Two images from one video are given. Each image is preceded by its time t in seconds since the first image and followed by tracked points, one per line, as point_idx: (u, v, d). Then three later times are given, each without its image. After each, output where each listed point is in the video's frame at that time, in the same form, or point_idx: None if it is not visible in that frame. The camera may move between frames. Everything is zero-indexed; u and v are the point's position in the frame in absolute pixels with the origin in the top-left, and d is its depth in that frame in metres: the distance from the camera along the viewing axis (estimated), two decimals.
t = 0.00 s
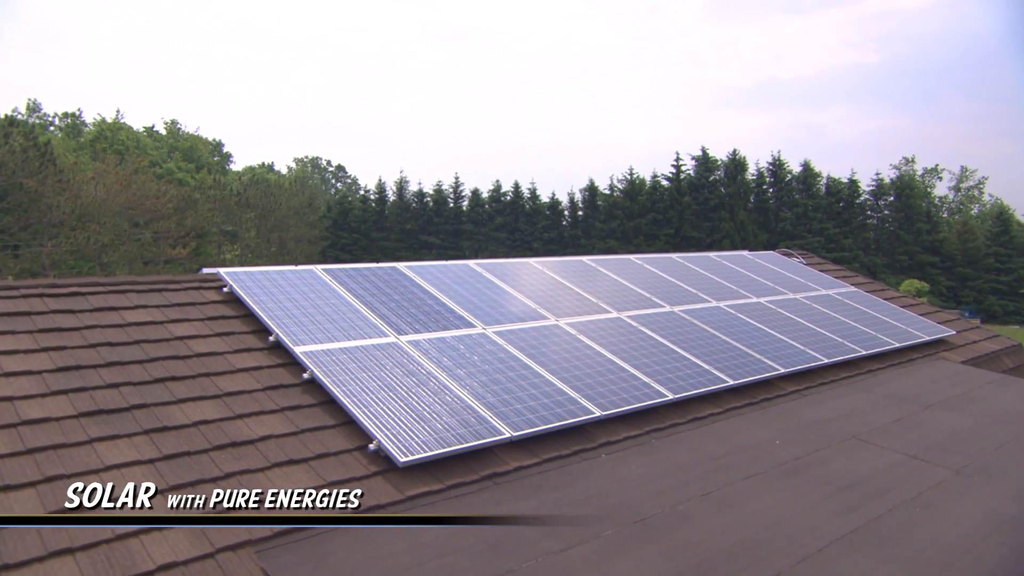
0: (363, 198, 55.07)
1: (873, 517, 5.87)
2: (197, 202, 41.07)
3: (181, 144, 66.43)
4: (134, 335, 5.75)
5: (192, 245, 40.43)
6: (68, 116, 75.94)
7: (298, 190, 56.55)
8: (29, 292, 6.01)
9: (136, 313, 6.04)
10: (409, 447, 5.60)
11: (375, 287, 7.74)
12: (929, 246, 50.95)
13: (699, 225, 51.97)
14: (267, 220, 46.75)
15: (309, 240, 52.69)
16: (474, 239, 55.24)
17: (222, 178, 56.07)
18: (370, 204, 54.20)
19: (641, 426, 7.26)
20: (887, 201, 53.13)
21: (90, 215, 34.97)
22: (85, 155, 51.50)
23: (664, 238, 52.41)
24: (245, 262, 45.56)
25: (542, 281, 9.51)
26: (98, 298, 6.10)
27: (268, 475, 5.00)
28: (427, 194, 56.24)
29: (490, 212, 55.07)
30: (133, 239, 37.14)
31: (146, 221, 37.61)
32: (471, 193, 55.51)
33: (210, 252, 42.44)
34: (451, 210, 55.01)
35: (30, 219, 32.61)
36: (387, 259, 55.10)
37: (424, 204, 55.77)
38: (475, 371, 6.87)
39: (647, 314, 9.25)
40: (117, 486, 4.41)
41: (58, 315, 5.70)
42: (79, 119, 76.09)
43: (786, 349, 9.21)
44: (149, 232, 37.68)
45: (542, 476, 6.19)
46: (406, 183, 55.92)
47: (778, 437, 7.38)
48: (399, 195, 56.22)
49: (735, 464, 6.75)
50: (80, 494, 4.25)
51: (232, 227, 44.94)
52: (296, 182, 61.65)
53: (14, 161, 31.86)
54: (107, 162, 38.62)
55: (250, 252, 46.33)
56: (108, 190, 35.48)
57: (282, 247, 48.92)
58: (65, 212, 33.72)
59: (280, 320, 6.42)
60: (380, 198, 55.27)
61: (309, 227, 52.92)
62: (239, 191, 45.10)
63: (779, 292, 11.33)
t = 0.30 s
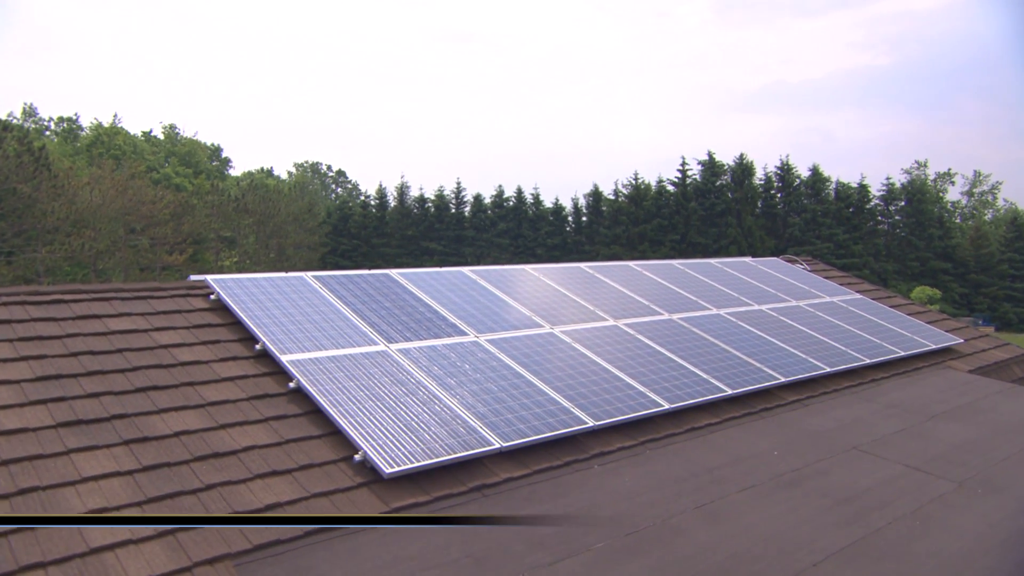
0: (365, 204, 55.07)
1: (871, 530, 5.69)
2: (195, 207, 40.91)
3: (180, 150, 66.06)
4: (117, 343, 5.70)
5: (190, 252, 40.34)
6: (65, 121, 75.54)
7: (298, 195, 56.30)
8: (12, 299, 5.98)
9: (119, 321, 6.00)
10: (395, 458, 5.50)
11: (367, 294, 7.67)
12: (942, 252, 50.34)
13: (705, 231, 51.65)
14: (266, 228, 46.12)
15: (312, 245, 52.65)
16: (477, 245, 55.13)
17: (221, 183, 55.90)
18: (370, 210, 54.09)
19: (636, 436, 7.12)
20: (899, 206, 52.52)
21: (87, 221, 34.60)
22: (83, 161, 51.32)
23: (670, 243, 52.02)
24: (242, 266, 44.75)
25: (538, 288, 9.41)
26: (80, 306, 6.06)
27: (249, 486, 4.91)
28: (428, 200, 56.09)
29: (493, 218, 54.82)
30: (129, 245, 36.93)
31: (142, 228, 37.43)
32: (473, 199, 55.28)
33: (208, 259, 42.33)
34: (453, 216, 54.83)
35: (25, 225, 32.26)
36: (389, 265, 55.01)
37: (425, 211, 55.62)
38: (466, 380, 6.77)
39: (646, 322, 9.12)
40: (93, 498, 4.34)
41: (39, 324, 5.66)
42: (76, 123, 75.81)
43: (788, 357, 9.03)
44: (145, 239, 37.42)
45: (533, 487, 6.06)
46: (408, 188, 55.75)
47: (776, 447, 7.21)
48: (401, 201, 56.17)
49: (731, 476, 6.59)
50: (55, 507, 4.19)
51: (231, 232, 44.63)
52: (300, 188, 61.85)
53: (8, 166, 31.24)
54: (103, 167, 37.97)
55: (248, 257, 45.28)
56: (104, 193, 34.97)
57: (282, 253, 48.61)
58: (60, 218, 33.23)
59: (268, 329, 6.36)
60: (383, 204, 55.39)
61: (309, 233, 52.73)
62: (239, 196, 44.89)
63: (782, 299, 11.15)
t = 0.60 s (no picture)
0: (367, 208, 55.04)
1: (869, 544, 5.52)
2: (192, 212, 40.33)
3: (177, 155, 65.69)
4: (98, 351, 5.66)
5: (185, 257, 39.79)
6: (61, 126, 75.25)
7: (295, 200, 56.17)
8: None
9: (102, 329, 5.97)
10: (379, 467, 5.40)
11: (357, 301, 7.60)
12: (954, 258, 49.67)
13: (712, 237, 51.22)
14: (264, 232, 46.04)
15: (314, 251, 52.45)
16: (479, 251, 54.87)
17: (219, 189, 55.82)
18: (370, 214, 54.17)
19: (629, 446, 6.99)
20: (910, 211, 51.87)
21: (81, 226, 34.33)
22: (80, 164, 51.04)
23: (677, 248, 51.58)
24: (238, 273, 44.66)
25: (533, 295, 9.30)
26: (61, 313, 6.03)
27: (229, 498, 4.84)
28: (429, 203, 55.29)
29: (495, 223, 54.61)
30: (124, 250, 36.55)
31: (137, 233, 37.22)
32: (475, 204, 55.06)
33: (204, 265, 42.28)
34: (454, 221, 54.64)
35: (16, 231, 30.95)
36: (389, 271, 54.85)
37: (426, 215, 54.84)
38: (455, 389, 6.67)
39: (642, 329, 8.98)
40: (67, 510, 4.28)
41: (19, 331, 5.63)
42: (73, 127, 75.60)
43: (788, 365, 8.86)
44: (141, 245, 37.02)
45: (522, 498, 5.94)
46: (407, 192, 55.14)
47: (773, 458, 7.05)
48: (401, 204, 55.38)
49: (727, 487, 6.43)
50: (29, 519, 4.13)
51: (228, 237, 43.97)
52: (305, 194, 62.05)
53: None
54: (99, 173, 38.09)
55: (246, 264, 45.30)
56: (98, 200, 34.92)
57: (280, 258, 48.16)
58: (53, 224, 32.09)
59: (254, 336, 6.30)
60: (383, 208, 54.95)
61: (307, 239, 52.73)
62: (237, 201, 44.33)
63: (784, 306, 10.96)
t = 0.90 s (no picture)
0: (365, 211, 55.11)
1: (865, 553, 5.36)
2: (185, 215, 40.20)
3: (172, 156, 65.36)
4: (77, 355, 5.62)
5: (178, 259, 39.59)
6: (54, 126, 75.15)
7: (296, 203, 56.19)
8: None
9: (83, 333, 5.93)
10: (361, 475, 5.31)
11: (345, 305, 7.53)
12: (964, 260, 49.11)
13: (716, 240, 50.92)
14: (259, 234, 44.98)
15: (308, 255, 52.00)
16: (479, 254, 54.55)
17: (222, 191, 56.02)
18: (368, 217, 54.21)
19: (621, 453, 6.85)
20: (919, 213, 51.35)
21: (71, 228, 34.35)
22: (78, 167, 51.03)
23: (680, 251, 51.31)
24: (234, 276, 43.95)
25: (527, 298, 9.19)
26: (40, 317, 5.99)
27: (206, 505, 4.76)
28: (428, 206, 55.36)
29: (496, 225, 54.48)
30: (116, 253, 36.77)
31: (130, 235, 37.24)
32: (474, 206, 54.91)
33: (197, 268, 42.37)
34: (454, 223, 54.57)
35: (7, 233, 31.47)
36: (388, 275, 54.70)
37: (424, 217, 54.98)
38: (442, 394, 6.57)
39: (636, 333, 8.85)
40: (38, 519, 4.21)
41: None
42: (65, 127, 75.63)
43: (786, 370, 8.69)
44: (134, 248, 37.10)
45: (508, 506, 5.82)
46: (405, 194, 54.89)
47: (768, 465, 6.90)
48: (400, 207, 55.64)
49: (720, 495, 6.28)
50: None
51: (224, 240, 43.11)
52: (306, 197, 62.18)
53: None
54: (91, 175, 38.35)
55: (241, 267, 44.34)
56: (88, 203, 35.10)
57: (277, 261, 47.18)
58: (44, 226, 32.85)
59: (238, 341, 6.23)
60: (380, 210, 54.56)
61: (305, 241, 51.93)
62: (230, 203, 43.79)
63: (783, 309, 10.79)
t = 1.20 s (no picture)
0: (360, 212, 55.29)
1: (856, 559, 5.22)
2: (176, 215, 41.36)
3: (165, 156, 65.26)
4: (53, 358, 5.57)
5: (170, 261, 40.16)
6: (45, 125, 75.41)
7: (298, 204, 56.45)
8: None
9: (59, 336, 5.88)
10: (341, 479, 5.23)
11: (331, 306, 7.46)
12: (972, 261, 48.59)
13: (718, 241, 50.67)
14: (255, 237, 44.56)
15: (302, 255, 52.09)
16: (477, 254, 54.22)
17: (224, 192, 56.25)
18: (364, 217, 54.30)
19: (610, 457, 6.74)
20: (926, 213, 50.99)
21: (58, 229, 34.24)
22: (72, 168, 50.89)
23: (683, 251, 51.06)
24: (229, 277, 43.76)
25: (518, 299, 9.11)
26: (17, 319, 5.95)
27: (182, 511, 4.69)
28: (426, 206, 55.55)
29: (495, 225, 54.31)
30: (107, 254, 37.08)
31: (122, 236, 37.85)
32: (472, 206, 54.92)
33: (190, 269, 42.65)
34: (451, 224, 54.62)
35: None
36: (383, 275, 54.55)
37: (421, 216, 55.04)
38: (426, 396, 6.49)
39: (628, 335, 8.75)
40: (7, 526, 4.16)
41: None
42: (54, 125, 75.48)
43: (781, 372, 8.56)
44: (125, 249, 37.70)
45: (492, 512, 5.72)
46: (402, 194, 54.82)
47: (760, 469, 6.77)
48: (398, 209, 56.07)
49: (710, 500, 6.16)
50: None
51: (217, 241, 43.54)
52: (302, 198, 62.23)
53: None
54: (81, 174, 38.24)
55: (235, 268, 44.42)
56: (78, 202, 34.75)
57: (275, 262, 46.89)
58: (33, 226, 32.47)
59: (219, 343, 6.18)
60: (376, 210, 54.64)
61: (298, 242, 52.04)
62: (225, 203, 43.46)
63: (780, 310, 10.65)
